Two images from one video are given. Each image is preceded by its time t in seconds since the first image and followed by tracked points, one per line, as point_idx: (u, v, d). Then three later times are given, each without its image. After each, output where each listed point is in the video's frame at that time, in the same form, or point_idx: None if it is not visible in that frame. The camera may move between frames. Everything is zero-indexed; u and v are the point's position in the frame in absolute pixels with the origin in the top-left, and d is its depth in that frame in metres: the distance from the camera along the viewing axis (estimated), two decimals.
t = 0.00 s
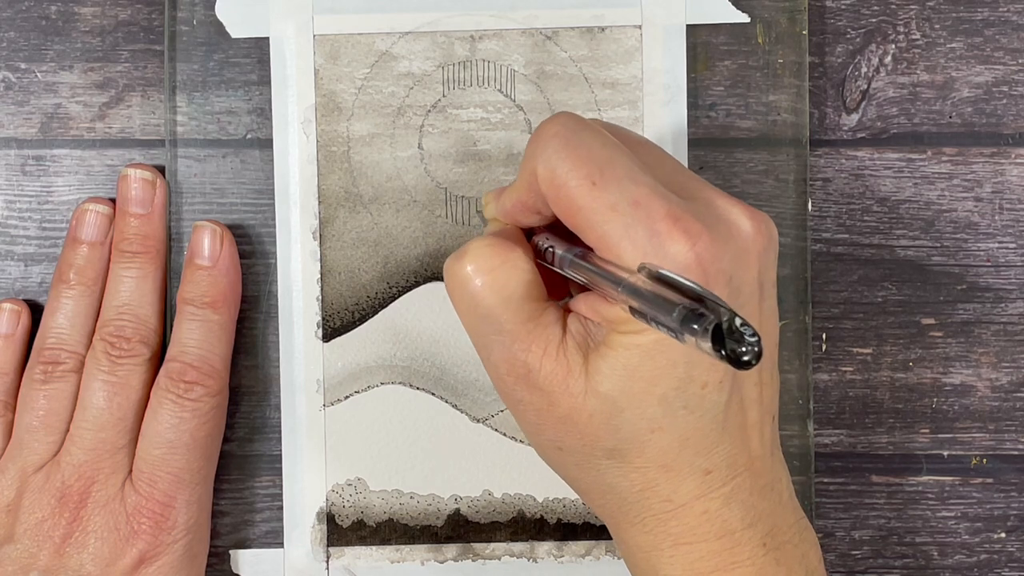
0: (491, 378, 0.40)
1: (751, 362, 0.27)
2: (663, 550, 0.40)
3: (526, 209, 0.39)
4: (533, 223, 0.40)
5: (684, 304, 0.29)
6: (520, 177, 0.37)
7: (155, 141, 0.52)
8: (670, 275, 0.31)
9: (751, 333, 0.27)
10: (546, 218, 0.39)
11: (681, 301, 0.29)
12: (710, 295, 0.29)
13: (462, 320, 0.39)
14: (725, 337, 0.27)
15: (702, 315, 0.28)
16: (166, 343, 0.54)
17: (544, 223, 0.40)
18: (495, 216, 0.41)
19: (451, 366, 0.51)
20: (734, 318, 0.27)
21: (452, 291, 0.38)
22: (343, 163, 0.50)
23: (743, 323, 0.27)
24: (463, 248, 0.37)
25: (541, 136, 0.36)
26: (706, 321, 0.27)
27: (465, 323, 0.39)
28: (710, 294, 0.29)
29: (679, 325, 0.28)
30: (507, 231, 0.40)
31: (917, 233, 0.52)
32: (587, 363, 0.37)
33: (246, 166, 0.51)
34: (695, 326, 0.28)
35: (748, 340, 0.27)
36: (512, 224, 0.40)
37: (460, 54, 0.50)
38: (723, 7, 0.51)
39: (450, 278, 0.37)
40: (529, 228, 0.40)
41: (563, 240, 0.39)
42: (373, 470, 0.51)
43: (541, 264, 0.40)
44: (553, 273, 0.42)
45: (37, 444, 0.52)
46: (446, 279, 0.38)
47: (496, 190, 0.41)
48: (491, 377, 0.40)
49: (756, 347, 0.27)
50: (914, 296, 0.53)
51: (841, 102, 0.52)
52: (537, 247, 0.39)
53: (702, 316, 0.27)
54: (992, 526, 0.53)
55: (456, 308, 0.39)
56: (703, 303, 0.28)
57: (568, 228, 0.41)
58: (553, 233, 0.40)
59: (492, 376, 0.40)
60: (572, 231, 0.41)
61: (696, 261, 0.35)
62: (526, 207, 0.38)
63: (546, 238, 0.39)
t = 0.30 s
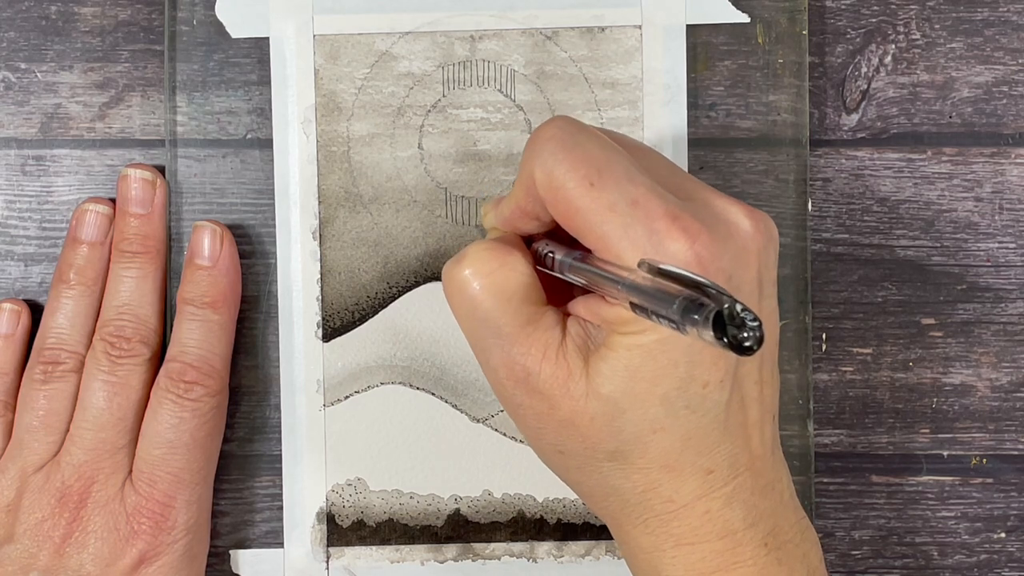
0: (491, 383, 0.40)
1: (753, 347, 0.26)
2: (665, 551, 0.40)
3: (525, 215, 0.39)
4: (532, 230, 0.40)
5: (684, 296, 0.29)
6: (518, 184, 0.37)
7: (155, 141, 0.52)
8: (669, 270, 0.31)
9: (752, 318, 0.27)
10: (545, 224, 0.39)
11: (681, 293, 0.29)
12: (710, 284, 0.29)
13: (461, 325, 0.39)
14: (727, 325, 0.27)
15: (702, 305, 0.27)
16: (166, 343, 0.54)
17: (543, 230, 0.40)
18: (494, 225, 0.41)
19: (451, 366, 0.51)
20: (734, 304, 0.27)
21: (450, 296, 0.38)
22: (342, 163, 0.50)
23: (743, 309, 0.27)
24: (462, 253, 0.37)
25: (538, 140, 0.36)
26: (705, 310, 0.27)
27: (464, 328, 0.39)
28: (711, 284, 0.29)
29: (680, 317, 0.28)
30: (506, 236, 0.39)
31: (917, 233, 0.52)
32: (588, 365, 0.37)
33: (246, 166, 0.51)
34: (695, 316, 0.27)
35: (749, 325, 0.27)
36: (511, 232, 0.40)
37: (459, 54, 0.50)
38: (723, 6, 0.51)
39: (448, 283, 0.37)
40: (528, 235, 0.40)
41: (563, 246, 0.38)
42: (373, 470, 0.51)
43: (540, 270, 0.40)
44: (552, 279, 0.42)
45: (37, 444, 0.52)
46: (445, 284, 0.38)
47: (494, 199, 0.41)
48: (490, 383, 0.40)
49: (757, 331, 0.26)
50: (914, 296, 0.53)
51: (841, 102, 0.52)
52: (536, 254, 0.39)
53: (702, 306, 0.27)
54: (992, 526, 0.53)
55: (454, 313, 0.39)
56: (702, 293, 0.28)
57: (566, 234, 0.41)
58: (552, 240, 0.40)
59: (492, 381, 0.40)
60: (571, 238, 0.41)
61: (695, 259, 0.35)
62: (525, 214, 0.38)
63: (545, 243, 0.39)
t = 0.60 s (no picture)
0: (494, 378, 0.40)
1: (757, 369, 0.26)
2: (663, 552, 0.40)
3: (533, 207, 0.39)
4: (538, 221, 0.40)
5: (692, 309, 0.29)
6: (528, 177, 0.37)
7: (155, 141, 0.52)
8: (676, 279, 0.31)
9: (758, 341, 0.26)
10: (552, 216, 0.39)
11: (688, 306, 0.29)
12: (716, 299, 0.29)
13: (467, 319, 0.39)
14: (731, 344, 0.27)
15: (709, 320, 0.27)
16: (166, 343, 0.54)
17: (550, 221, 0.40)
18: (501, 212, 0.41)
19: (452, 366, 0.51)
20: (741, 324, 0.27)
21: (457, 290, 0.38)
22: (343, 163, 0.50)
23: (750, 330, 0.27)
24: (469, 246, 0.37)
25: (550, 136, 0.36)
26: (712, 327, 0.27)
27: (470, 322, 0.39)
28: (718, 300, 0.29)
29: (686, 330, 0.28)
30: (513, 229, 0.39)
31: (917, 233, 0.52)
32: (592, 364, 0.37)
33: (246, 166, 0.51)
34: (702, 332, 0.27)
35: (754, 347, 0.26)
36: (517, 221, 0.40)
37: (460, 54, 0.50)
38: (723, 6, 0.51)
39: (455, 276, 0.37)
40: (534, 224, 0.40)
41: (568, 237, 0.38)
42: (373, 470, 0.51)
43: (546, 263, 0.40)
44: (557, 271, 0.42)
45: (37, 444, 0.52)
46: (451, 277, 0.38)
47: (503, 187, 0.41)
48: (494, 377, 0.40)
49: (763, 354, 0.26)
50: (914, 296, 0.53)
51: (841, 102, 0.52)
52: (541, 245, 0.39)
53: (709, 322, 0.27)
54: (992, 526, 0.53)
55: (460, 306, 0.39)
56: (710, 309, 0.28)
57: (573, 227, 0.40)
58: (558, 231, 0.40)
59: (496, 376, 0.40)
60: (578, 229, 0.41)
61: (702, 264, 0.35)
62: (532, 205, 0.38)
63: (551, 235, 0.39)
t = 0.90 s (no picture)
0: (493, 374, 0.40)
1: (751, 369, 0.26)
2: (661, 550, 0.40)
3: (531, 204, 0.39)
4: (537, 217, 0.40)
5: (686, 309, 0.29)
6: (526, 174, 0.37)
7: (155, 141, 0.52)
8: (671, 278, 0.31)
9: (751, 341, 0.27)
10: (550, 213, 0.39)
11: (683, 306, 0.29)
12: (711, 301, 0.29)
13: (465, 315, 0.39)
14: (725, 345, 0.27)
15: (703, 320, 0.28)
16: (165, 343, 0.54)
17: (549, 218, 0.40)
18: (499, 208, 0.41)
19: (451, 366, 0.51)
20: (734, 326, 0.27)
21: (455, 286, 0.38)
22: (342, 163, 0.50)
23: (743, 331, 0.27)
24: (467, 243, 0.37)
25: (548, 133, 0.35)
26: (706, 327, 0.27)
27: (468, 318, 0.39)
28: (712, 301, 0.29)
29: (680, 329, 0.28)
30: (511, 225, 0.39)
31: (917, 233, 0.52)
32: (589, 361, 0.37)
33: (246, 166, 0.51)
34: (696, 332, 0.28)
35: (748, 347, 0.27)
36: (516, 218, 0.40)
37: (460, 54, 0.50)
38: (723, 6, 0.51)
39: (453, 273, 0.37)
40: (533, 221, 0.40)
41: (566, 235, 0.38)
42: (373, 470, 0.51)
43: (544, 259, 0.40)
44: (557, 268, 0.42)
45: (37, 444, 0.52)
46: (450, 273, 0.38)
47: (502, 182, 0.40)
48: (493, 374, 0.40)
49: (756, 355, 0.26)
50: (914, 296, 0.53)
51: (841, 102, 0.52)
52: (540, 241, 0.39)
53: (704, 322, 0.28)
54: (992, 526, 0.53)
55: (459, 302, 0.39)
56: (706, 309, 0.28)
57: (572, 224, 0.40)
58: (558, 227, 0.40)
59: (494, 372, 0.40)
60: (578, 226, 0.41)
61: (700, 261, 0.35)
62: (531, 202, 0.38)
63: (548, 231, 0.39)
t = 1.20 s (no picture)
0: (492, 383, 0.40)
1: (756, 348, 0.26)
2: (666, 552, 0.40)
3: (530, 214, 0.39)
4: (536, 229, 0.40)
5: (689, 297, 0.29)
6: (523, 181, 0.37)
7: (155, 141, 0.52)
8: (672, 270, 0.31)
9: (755, 320, 0.26)
10: (549, 223, 0.39)
11: (685, 294, 0.29)
12: (715, 285, 0.29)
13: (463, 324, 0.38)
14: (729, 326, 0.27)
15: (706, 306, 0.27)
16: (165, 343, 0.54)
17: (548, 229, 0.40)
18: (498, 223, 0.41)
19: (451, 366, 0.51)
20: (738, 306, 0.27)
21: (452, 294, 0.38)
22: (342, 163, 0.50)
23: (748, 310, 0.27)
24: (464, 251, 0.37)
25: (543, 140, 0.36)
26: (710, 311, 0.27)
27: (466, 327, 0.38)
28: (716, 285, 0.29)
29: (685, 318, 0.28)
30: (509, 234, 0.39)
31: (917, 233, 0.52)
32: (590, 365, 0.37)
33: (245, 166, 0.51)
34: (700, 318, 0.27)
35: (753, 327, 0.26)
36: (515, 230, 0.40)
37: (459, 54, 0.50)
38: (723, 6, 0.51)
39: (450, 281, 0.37)
40: (533, 234, 0.40)
41: (566, 244, 0.38)
42: (373, 470, 0.51)
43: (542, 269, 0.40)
44: (556, 277, 0.42)
45: (37, 444, 0.52)
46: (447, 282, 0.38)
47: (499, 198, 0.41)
48: (492, 382, 0.40)
49: (761, 334, 0.26)
50: (915, 296, 0.53)
51: (841, 102, 0.52)
52: (540, 252, 0.39)
53: (706, 307, 0.27)
54: (992, 526, 0.53)
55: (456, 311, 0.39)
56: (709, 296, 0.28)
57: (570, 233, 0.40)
58: (557, 238, 0.40)
59: (493, 380, 0.39)
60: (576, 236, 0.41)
61: (700, 258, 0.35)
62: (529, 211, 0.38)
63: (549, 243, 0.38)
